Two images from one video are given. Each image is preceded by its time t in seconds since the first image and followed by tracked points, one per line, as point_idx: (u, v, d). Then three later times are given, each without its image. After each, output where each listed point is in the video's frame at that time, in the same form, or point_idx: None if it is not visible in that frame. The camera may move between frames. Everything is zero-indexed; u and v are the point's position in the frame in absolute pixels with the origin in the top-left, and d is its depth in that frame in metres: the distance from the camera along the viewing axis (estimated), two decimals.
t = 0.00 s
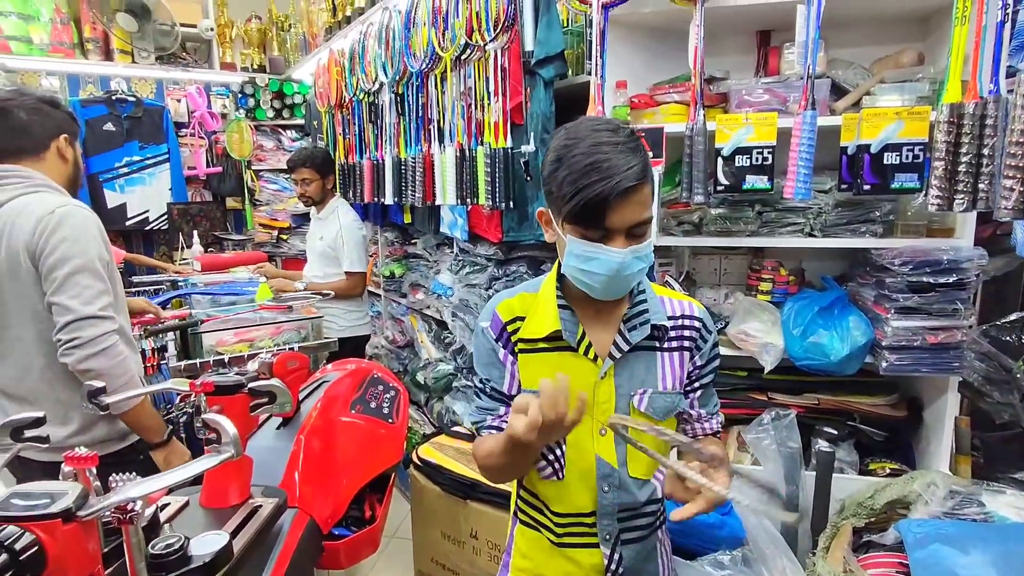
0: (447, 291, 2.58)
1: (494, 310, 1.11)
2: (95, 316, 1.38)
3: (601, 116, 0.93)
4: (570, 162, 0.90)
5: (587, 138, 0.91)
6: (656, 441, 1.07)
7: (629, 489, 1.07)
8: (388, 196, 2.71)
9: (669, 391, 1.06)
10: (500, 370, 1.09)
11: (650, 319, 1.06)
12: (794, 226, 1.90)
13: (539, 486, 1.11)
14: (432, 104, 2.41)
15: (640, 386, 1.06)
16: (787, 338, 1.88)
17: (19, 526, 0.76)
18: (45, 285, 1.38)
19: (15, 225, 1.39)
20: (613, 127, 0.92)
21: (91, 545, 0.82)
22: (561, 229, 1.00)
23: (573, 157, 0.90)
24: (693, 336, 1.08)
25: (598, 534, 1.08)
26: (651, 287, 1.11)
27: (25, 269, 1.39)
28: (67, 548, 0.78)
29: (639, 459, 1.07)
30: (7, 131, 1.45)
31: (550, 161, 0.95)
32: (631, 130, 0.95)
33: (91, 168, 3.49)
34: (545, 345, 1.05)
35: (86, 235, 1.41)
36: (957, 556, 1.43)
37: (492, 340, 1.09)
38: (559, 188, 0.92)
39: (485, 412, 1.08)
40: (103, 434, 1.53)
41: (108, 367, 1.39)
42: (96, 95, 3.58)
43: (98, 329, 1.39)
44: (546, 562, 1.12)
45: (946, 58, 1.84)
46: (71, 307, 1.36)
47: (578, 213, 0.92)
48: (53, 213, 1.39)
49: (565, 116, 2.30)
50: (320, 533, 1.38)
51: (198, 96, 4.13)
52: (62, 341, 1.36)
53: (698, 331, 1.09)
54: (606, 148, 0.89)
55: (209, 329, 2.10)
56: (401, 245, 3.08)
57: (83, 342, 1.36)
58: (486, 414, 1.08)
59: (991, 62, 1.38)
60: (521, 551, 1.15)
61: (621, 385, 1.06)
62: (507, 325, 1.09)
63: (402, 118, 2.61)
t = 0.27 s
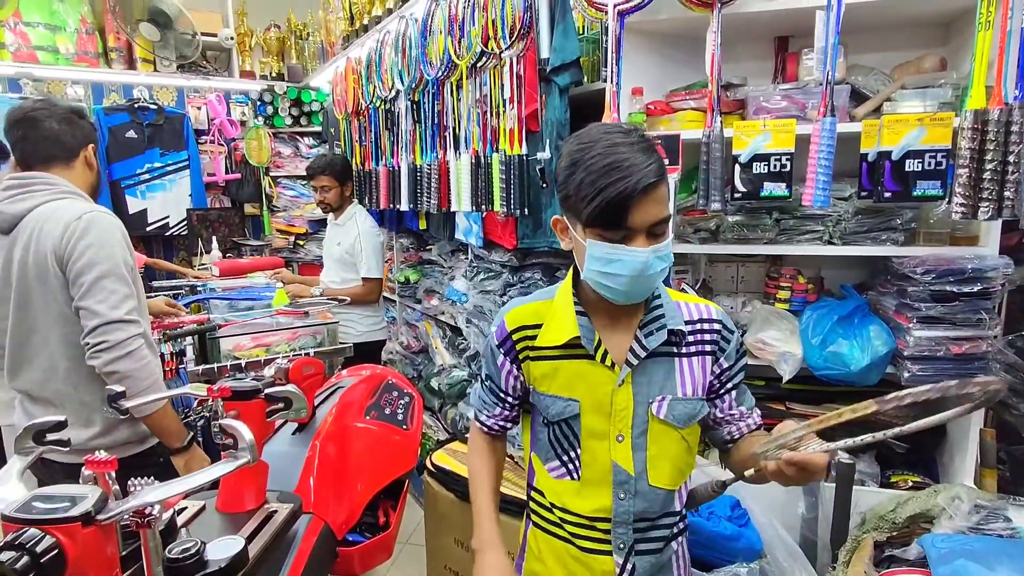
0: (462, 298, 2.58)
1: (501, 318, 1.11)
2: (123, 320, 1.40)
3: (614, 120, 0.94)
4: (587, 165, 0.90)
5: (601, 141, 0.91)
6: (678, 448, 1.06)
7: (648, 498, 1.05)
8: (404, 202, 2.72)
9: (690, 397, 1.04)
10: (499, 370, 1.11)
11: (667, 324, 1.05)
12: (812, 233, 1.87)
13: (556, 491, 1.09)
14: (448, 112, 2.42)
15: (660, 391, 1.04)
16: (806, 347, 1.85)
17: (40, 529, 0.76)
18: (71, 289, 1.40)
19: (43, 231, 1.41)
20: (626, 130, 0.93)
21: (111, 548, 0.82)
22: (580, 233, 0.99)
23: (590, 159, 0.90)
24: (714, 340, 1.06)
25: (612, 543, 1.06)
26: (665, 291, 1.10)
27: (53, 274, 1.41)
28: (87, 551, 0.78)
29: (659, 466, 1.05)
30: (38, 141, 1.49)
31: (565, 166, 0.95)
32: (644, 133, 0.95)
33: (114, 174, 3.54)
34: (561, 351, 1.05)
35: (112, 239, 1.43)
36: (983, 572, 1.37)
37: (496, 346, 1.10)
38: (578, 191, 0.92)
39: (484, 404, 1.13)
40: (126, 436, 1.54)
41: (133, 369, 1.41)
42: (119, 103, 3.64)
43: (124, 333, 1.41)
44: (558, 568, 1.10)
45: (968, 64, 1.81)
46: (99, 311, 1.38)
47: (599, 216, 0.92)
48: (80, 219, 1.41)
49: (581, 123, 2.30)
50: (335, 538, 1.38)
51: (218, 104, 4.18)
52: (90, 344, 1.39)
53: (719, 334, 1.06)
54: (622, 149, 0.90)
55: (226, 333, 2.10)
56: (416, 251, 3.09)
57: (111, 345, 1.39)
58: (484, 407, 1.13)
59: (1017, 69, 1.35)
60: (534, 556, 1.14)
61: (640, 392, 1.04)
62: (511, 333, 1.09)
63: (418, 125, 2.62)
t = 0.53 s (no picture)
0: (471, 301, 2.58)
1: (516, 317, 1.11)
2: (139, 320, 1.42)
3: (607, 128, 0.92)
4: (572, 177, 0.90)
5: (590, 151, 0.90)
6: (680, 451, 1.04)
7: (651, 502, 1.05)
8: (413, 206, 2.73)
9: (690, 403, 1.03)
10: (526, 379, 1.07)
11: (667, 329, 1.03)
12: (824, 237, 1.86)
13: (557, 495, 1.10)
14: (458, 116, 2.43)
15: (660, 397, 1.04)
16: (818, 352, 1.83)
17: (51, 530, 0.77)
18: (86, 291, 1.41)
19: (59, 232, 1.43)
20: (618, 139, 0.91)
21: (120, 550, 0.83)
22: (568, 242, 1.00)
23: (575, 171, 0.90)
24: (717, 347, 1.05)
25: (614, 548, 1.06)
26: (669, 295, 1.09)
27: (71, 275, 1.42)
28: (97, 551, 0.79)
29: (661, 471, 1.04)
30: (57, 146, 1.51)
31: (554, 174, 0.94)
32: (638, 142, 0.93)
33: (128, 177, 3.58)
34: (565, 353, 1.04)
35: (128, 238, 1.44)
36: None
37: (516, 349, 1.08)
38: (561, 203, 0.92)
39: (514, 422, 1.08)
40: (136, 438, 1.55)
41: (148, 367, 1.42)
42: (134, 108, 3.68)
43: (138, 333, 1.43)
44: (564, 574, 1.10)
45: (983, 67, 1.79)
46: (117, 310, 1.39)
47: (578, 229, 0.92)
48: (97, 221, 1.42)
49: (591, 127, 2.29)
50: (342, 541, 1.38)
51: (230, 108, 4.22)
52: (107, 343, 1.40)
53: (722, 342, 1.05)
54: (608, 162, 0.88)
55: (237, 336, 2.11)
56: (425, 255, 3.09)
57: (129, 344, 1.40)
58: (516, 425, 1.07)
59: None
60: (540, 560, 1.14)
61: (640, 397, 1.04)
62: (528, 332, 1.08)
63: (428, 129, 2.63)
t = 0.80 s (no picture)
0: (475, 302, 2.58)
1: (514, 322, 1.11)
2: (142, 320, 1.42)
3: (620, 127, 0.92)
4: (604, 180, 0.89)
5: (614, 152, 0.90)
6: (689, 452, 1.04)
7: (660, 504, 1.04)
8: (418, 207, 2.73)
9: (702, 403, 1.03)
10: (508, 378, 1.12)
11: (679, 331, 1.02)
12: (830, 238, 1.85)
13: (565, 498, 1.09)
14: (462, 117, 2.43)
15: (671, 399, 1.02)
16: (823, 353, 1.83)
17: (56, 528, 0.77)
18: (90, 290, 1.42)
19: (61, 231, 1.43)
20: (635, 137, 0.91)
21: (124, 549, 0.83)
22: (597, 248, 0.98)
23: (606, 173, 0.89)
24: (728, 347, 1.04)
25: (623, 551, 1.05)
26: (679, 298, 1.08)
27: (72, 276, 1.43)
28: (101, 550, 0.79)
29: (671, 472, 1.03)
30: (63, 147, 1.51)
31: (576, 181, 0.93)
32: (650, 138, 0.94)
33: (134, 179, 3.60)
34: (569, 359, 1.04)
35: (129, 239, 1.45)
36: None
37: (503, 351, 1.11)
38: (597, 208, 0.91)
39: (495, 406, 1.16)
40: (140, 437, 1.55)
41: (152, 366, 1.43)
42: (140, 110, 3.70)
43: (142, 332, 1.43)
44: None
45: (990, 67, 1.78)
46: (118, 310, 1.40)
47: (621, 232, 0.91)
48: (98, 221, 1.43)
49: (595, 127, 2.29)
50: (346, 541, 1.37)
51: (235, 110, 4.23)
52: (110, 343, 1.40)
53: (734, 340, 1.04)
54: (638, 160, 0.88)
55: (242, 336, 2.12)
56: (430, 256, 3.09)
57: (131, 344, 1.40)
58: (495, 408, 1.16)
59: None
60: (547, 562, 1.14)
61: (651, 401, 1.02)
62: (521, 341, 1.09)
63: (432, 131, 2.63)
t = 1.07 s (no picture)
0: (474, 302, 2.58)
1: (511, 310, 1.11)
2: (138, 320, 1.42)
3: (597, 129, 0.92)
4: (566, 182, 0.90)
5: (582, 154, 0.90)
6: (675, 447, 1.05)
7: (650, 499, 1.04)
8: (416, 207, 2.73)
9: (687, 399, 1.03)
10: (516, 374, 1.08)
11: (664, 324, 1.03)
12: (828, 237, 1.85)
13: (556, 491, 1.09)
14: (461, 117, 2.43)
15: (656, 394, 1.03)
16: (821, 352, 1.82)
17: (50, 527, 0.77)
18: (87, 290, 1.42)
19: (57, 231, 1.43)
20: (609, 140, 0.91)
21: (119, 548, 0.82)
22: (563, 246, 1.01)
23: (569, 175, 0.90)
24: (714, 346, 1.05)
25: (614, 545, 1.06)
26: (665, 293, 1.09)
27: (68, 277, 1.43)
28: (96, 549, 0.78)
29: (658, 468, 1.04)
30: (62, 147, 1.52)
31: (546, 179, 0.94)
32: (627, 140, 0.93)
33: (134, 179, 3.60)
34: (562, 346, 1.05)
35: (125, 240, 1.45)
36: None
37: (510, 342, 1.09)
38: (554, 207, 0.93)
39: (504, 416, 1.08)
40: (137, 437, 1.55)
41: (148, 366, 1.43)
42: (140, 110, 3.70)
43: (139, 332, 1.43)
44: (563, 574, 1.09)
45: (988, 65, 1.78)
46: (114, 310, 1.40)
47: (573, 233, 0.93)
48: (94, 221, 1.43)
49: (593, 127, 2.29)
50: (343, 541, 1.37)
51: (235, 111, 4.24)
52: (106, 344, 1.41)
53: (720, 339, 1.05)
54: (600, 166, 0.89)
55: (241, 336, 2.12)
56: (429, 256, 3.09)
57: (126, 344, 1.41)
58: (505, 419, 1.08)
59: None
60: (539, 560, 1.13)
61: (635, 394, 1.03)
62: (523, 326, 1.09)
63: (431, 131, 2.63)
